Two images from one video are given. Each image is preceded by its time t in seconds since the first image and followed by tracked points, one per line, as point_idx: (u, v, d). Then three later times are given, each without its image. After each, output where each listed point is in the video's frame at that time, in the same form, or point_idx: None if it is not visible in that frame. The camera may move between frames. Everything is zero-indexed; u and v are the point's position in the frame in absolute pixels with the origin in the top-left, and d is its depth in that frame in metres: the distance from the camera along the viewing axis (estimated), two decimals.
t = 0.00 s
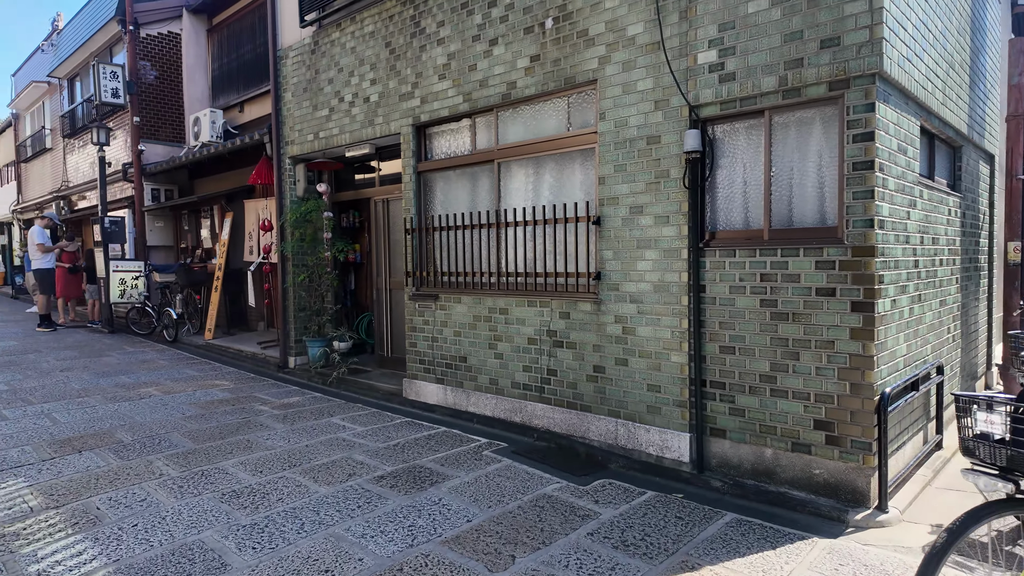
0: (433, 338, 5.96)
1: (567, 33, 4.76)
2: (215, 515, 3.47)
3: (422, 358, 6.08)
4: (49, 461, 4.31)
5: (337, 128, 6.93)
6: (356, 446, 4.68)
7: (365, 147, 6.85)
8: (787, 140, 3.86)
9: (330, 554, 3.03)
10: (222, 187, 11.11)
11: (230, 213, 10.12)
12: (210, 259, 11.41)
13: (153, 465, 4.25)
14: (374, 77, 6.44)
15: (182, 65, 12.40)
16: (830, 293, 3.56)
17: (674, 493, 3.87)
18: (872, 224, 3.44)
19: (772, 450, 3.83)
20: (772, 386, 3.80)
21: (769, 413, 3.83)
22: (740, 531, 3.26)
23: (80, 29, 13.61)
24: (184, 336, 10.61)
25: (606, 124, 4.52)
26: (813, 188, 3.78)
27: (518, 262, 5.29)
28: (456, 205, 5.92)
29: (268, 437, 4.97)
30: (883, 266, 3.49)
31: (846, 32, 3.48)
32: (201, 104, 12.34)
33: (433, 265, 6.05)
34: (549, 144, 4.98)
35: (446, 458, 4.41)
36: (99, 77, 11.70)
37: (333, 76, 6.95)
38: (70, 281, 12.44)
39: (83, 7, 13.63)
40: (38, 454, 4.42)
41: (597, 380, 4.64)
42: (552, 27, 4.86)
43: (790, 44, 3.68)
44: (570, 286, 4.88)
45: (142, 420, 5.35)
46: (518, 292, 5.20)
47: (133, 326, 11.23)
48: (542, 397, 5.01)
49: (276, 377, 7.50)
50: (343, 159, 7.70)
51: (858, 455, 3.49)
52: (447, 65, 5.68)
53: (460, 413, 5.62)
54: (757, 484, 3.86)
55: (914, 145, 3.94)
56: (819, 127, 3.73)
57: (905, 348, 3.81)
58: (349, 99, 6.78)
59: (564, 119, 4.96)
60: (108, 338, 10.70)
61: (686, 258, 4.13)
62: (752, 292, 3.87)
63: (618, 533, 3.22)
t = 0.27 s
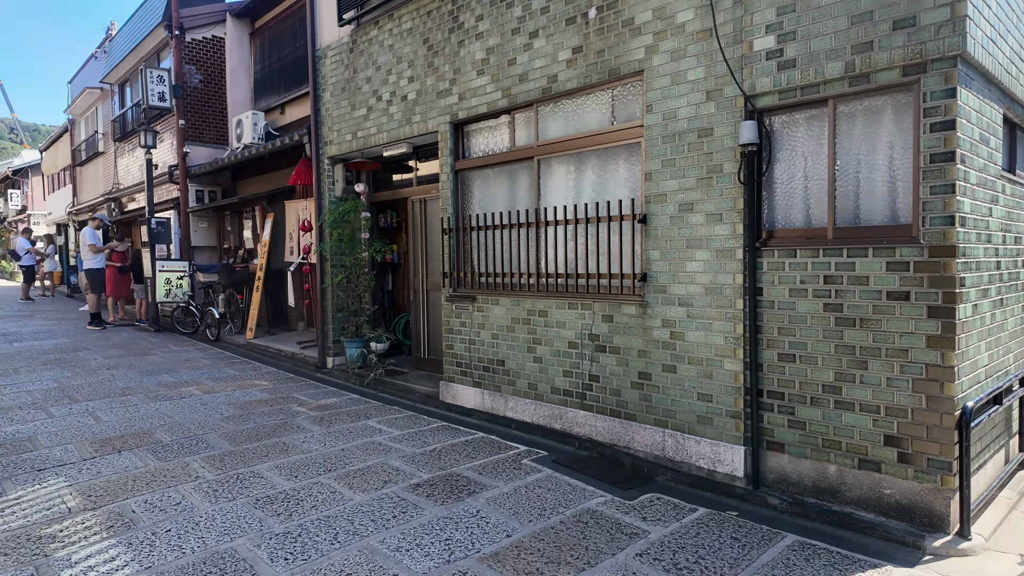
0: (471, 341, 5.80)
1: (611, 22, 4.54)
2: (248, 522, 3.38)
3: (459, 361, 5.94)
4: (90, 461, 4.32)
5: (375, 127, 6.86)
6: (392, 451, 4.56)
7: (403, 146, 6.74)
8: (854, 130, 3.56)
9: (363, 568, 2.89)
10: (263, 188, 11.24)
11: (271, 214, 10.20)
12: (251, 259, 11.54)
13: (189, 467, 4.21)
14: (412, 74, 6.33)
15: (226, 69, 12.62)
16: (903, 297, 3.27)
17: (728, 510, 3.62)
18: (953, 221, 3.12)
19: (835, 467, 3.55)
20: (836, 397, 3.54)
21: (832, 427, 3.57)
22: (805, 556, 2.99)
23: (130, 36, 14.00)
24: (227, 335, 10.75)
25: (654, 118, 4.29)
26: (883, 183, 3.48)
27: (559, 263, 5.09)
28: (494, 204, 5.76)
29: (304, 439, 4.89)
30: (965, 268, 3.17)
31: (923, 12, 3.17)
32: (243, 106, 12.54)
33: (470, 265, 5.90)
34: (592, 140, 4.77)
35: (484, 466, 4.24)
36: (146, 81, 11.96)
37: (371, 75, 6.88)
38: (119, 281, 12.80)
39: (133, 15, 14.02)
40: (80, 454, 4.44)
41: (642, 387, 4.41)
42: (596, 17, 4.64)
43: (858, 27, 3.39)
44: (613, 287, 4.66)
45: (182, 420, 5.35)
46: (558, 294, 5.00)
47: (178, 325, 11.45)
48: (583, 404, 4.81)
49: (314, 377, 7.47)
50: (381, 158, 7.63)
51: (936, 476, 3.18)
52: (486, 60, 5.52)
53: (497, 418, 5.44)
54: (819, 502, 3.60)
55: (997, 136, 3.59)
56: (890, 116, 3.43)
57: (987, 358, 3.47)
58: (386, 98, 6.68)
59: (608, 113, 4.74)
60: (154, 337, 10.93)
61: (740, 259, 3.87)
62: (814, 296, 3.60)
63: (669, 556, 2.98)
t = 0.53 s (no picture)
0: (510, 344, 5.58)
1: (664, 6, 4.25)
2: (281, 534, 3.23)
3: (498, 364, 5.71)
4: (127, 462, 4.27)
5: (413, 123, 6.71)
6: (430, 457, 4.38)
7: (441, 142, 6.55)
8: (941, 115, 3.20)
9: None
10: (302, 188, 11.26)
11: (310, 213, 10.18)
12: (291, 259, 11.57)
13: (224, 471, 4.11)
14: (451, 68, 6.14)
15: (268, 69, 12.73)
16: (1001, 302, 2.90)
17: (793, 534, 3.31)
18: None
19: (917, 490, 3.21)
20: (919, 413, 3.19)
21: (914, 445, 3.21)
22: None
23: (175, 39, 14.28)
24: (266, 334, 10.80)
25: (711, 108, 3.99)
26: (974, 173, 3.12)
27: (605, 263, 4.82)
28: (535, 201, 5.52)
29: (340, 443, 4.75)
30: None
31: None
32: (284, 106, 12.63)
33: (510, 265, 5.66)
34: (642, 131, 4.49)
35: (526, 478, 4.01)
36: (190, 83, 12.13)
37: (410, 70, 6.72)
38: (164, 279, 13.02)
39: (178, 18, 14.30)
40: (118, 455, 4.40)
41: (697, 396, 4.13)
42: (646, 0, 4.37)
43: None
44: (664, 289, 4.37)
45: (219, 421, 5.29)
46: (603, 295, 4.74)
47: (220, 323, 11.58)
48: (630, 412, 4.54)
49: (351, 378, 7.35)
50: (419, 156, 7.49)
51: None
52: (528, 51, 5.29)
53: (538, 425, 5.19)
54: (898, 528, 3.26)
55: None
56: (984, 99, 3.06)
57: None
58: (425, 93, 6.52)
59: (659, 103, 4.45)
60: (197, 335, 11.07)
61: (808, 259, 3.55)
62: (893, 300, 3.26)
63: None
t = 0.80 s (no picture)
0: (544, 352, 5.35)
1: None
2: (309, 556, 3.07)
3: (532, 373, 5.48)
4: (155, 473, 4.19)
5: (445, 124, 6.54)
6: (463, 472, 4.19)
7: (473, 144, 6.37)
8: None
9: None
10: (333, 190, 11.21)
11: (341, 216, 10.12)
12: (322, 262, 11.54)
13: (252, 484, 3.99)
14: (485, 67, 5.96)
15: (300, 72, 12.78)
16: None
17: (860, 568, 3.02)
18: None
19: (1002, 523, 2.90)
20: (1004, 438, 2.88)
21: (999, 474, 2.90)
22: None
23: (210, 43, 14.45)
24: (297, 336, 10.77)
25: (765, 105, 3.73)
26: None
27: (646, 270, 4.57)
28: (571, 204, 5.29)
29: (370, 455, 4.60)
30: None
31: None
32: (316, 109, 12.66)
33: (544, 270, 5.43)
34: (687, 130, 4.24)
35: (565, 497, 3.79)
36: (224, 86, 12.22)
37: (442, 70, 6.56)
38: (198, 281, 13.17)
39: (213, 22, 14.46)
40: (147, 465, 4.32)
41: (748, 412, 3.86)
42: None
43: None
44: (712, 297, 4.11)
45: (248, 429, 5.20)
46: (644, 303, 4.50)
47: (252, 325, 11.62)
48: (674, 428, 4.28)
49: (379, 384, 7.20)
50: (450, 158, 7.31)
51: None
52: (565, 48, 5.08)
53: (573, 438, 4.96)
54: (979, 565, 2.94)
55: None
56: None
57: None
58: (457, 93, 6.35)
59: (706, 101, 4.19)
60: (230, 337, 11.12)
61: (874, 267, 3.26)
62: (974, 313, 2.95)
63: None
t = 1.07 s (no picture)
0: (572, 355, 5.16)
1: None
2: (328, 568, 2.93)
3: (559, 377, 5.29)
4: (176, 476, 4.12)
5: (470, 121, 6.40)
6: (488, 480, 4.03)
7: (499, 141, 6.20)
8: None
9: None
10: (357, 190, 11.15)
11: (366, 216, 10.06)
12: (346, 262, 11.51)
13: (272, 490, 3.88)
14: (511, 62, 5.79)
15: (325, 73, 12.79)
16: None
17: None
18: None
19: None
20: None
21: None
22: None
23: (238, 45, 14.56)
24: (322, 337, 10.73)
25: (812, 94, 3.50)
26: None
27: (680, 269, 4.36)
28: (601, 202, 5.09)
29: (393, 459, 4.47)
30: None
31: None
32: (341, 109, 12.65)
33: (572, 270, 5.24)
34: (726, 122, 4.02)
35: (595, 509, 3.60)
36: (250, 87, 12.27)
37: (467, 66, 6.42)
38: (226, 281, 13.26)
39: (241, 24, 14.57)
40: (168, 468, 4.25)
41: (791, 420, 3.63)
42: None
43: None
44: (752, 299, 3.89)
45: (271, 432, 5.11)
46: (678, 304, 4.29)
47: (277, 325, 11.64)
48: (710, 436, 4.07)
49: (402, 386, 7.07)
50: (475, 156, 7.16)
51: None
52: (595, 39, 4.89)
53: (603, 445, 4.76)
54: None
55: None
56: None
57: None
58: (483, 89, 6.19)
59: (747, 91, 3.97)
60: (256, 337, 11.14)
61: (934, 267, 3.01)
62: None
63: None
